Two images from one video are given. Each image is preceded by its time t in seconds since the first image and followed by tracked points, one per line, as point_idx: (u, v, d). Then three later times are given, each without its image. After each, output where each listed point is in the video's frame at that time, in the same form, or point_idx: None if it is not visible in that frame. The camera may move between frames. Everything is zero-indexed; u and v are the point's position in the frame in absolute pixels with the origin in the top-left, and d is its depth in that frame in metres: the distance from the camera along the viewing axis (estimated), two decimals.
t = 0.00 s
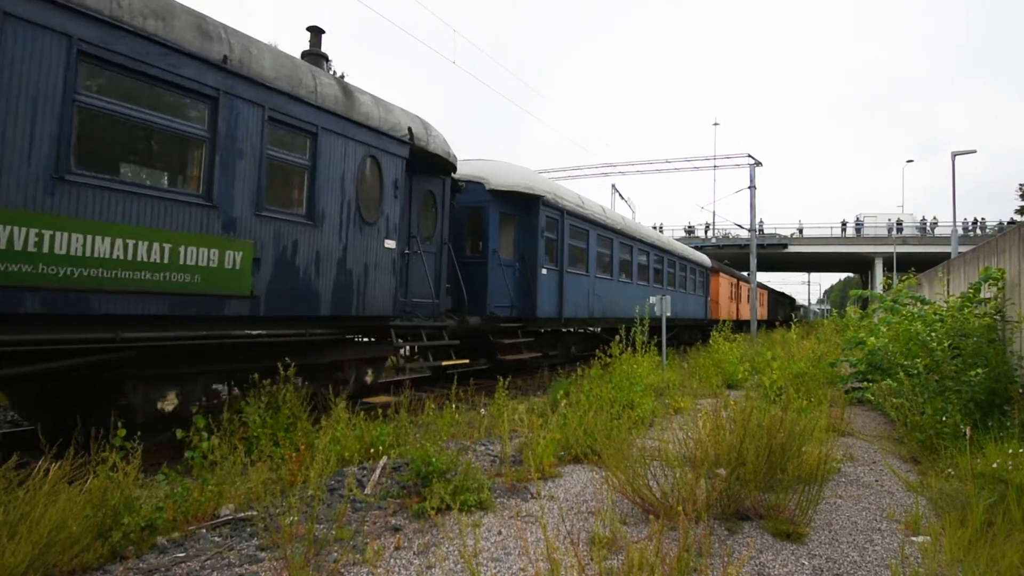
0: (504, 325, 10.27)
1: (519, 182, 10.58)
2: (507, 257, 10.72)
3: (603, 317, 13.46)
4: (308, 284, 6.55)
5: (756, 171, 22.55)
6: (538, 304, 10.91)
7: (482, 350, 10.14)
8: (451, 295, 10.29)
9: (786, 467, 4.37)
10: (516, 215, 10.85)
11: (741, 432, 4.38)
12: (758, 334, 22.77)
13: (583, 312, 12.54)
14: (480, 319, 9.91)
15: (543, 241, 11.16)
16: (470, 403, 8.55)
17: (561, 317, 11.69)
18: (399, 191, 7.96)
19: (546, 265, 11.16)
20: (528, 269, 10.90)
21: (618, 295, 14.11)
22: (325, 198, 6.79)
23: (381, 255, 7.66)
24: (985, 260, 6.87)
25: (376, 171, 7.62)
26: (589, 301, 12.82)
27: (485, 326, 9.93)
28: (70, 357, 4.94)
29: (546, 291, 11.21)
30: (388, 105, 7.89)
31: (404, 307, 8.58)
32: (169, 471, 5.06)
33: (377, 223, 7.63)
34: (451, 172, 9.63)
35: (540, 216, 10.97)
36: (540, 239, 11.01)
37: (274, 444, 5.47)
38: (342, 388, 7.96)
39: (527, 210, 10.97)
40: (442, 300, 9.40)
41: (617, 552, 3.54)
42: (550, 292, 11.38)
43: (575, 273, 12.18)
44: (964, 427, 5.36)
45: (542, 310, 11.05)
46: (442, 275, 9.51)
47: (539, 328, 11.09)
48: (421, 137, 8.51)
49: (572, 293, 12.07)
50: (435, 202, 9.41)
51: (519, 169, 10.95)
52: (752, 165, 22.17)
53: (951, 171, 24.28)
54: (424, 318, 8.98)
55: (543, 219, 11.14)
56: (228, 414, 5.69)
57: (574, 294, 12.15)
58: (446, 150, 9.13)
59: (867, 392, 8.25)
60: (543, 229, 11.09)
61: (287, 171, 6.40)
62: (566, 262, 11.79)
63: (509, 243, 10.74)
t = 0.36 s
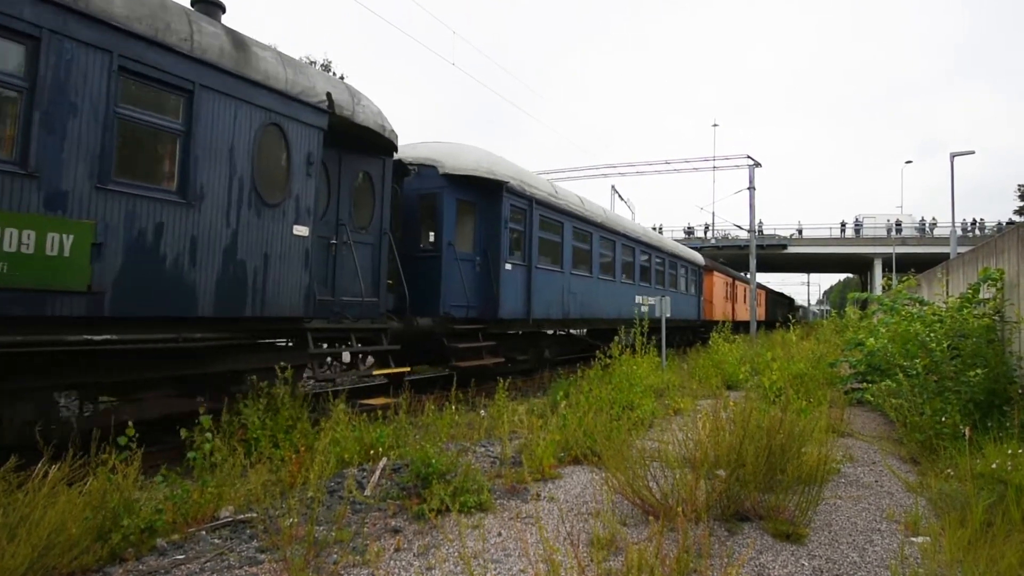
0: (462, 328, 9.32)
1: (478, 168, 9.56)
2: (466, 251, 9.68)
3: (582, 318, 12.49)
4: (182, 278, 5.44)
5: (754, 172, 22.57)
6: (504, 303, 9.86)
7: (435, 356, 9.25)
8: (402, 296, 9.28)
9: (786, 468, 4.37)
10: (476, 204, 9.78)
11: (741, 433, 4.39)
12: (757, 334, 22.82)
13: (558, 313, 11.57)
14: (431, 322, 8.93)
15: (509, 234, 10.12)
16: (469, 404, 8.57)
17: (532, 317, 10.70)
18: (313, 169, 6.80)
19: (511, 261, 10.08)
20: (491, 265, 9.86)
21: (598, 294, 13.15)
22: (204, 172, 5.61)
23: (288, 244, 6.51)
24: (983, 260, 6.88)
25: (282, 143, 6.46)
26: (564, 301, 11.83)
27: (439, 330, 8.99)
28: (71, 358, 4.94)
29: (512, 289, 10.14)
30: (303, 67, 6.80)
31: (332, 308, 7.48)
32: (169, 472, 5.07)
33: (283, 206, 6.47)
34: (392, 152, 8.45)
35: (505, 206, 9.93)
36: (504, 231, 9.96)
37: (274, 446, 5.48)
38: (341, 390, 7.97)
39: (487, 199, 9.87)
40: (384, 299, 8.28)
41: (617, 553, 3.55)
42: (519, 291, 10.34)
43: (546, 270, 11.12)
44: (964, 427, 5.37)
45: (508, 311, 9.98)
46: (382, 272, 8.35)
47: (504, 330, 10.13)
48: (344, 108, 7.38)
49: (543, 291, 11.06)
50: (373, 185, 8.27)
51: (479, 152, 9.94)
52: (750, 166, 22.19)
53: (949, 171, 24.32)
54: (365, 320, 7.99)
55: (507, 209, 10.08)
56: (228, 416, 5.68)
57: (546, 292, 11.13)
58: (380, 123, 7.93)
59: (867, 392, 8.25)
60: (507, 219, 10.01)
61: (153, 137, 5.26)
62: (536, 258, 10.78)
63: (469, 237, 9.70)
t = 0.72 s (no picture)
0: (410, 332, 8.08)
1: (427, 146, 8.21)
2: (415, 241, 8.33)
3: (556, 318, 11.28)
4: None
5: (755, 172, 22.57)
6: (459, 302, 8.58)
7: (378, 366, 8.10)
8: (339, 293, 7.97)
9: (787, 469, 4.36)
10: (426, 187, 8.42)
11: (741, 433, 4.38)
12: (757, 334, 22.84)
13: (527, 312, 10.35)
14: (369, 324, 7.65)
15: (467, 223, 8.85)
16: (469, 404, 8.58)
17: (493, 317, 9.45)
18: (188, 136, 5.24)
19: (468, 253, 8.79)
20: (444, 258, 8.50)
21: (575, 291, 11.95)
22: (17, 131, 4.05)
23: (150, 229, 4.91)
24: (985, 261, 6.87)
25: (138, 100, 4.88)
26: (534, 301, 10.59)
27: (382, 335, 7.73)
28: (73, 359, 4.95)
29: (471, 286, 8.88)
30: (176, 8, 5.19)
31: (229, 308, 5.93)
32: (170, 473, 5.08)
33: (145, 178, 4.88)
34: (317, 124, 6.84)
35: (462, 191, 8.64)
36: (461, 219, 8.58)
37: (275, 447, 5.49)
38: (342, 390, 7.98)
39: (441, 182, 8.52)
40: (304, 298, 6.73)
41: (617, 554, 3.55)
42: (478, 287, 9.09)
43: (511, 264, 9.84)
44: (964, 428, 5.38)
45: (465, 310, 8.72)
46: (303, 267, 6.73)
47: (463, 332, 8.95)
48: (234, 61, 5.62)
49: (508, 288, 9.83)
50: (287, 160, 6.60)
51: (430, 128, 8.58)
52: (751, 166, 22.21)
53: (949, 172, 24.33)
54: (279, 322, 6.43)
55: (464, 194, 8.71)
56: (228, 417, 5.69)
57: (510, 290, 9.88)
58: (291, 83, 6.21)
59: (867, 393, 8.24)
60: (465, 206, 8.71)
61: None
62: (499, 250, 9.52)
63: (417, 225, 8.35)
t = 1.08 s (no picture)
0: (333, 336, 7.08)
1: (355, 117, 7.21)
2: (344, 228, 7.36)
3: (522, 316, 10.30)
4: None
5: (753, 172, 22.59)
6: (394, 299, 7.49)
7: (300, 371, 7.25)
8: (252, 287, 7.09)
9: (786, 468, 4.37)
10: (357, 165, 7.41)
11: (740, 433, 4.38)
12: (756, 334, 22.86)
13: (485, 310, 9.30)
14: (281, 326, 6.66)
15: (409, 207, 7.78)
16: (469, 404, 8.58)
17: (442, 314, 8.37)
18: None
19: (407, 242, 7.73)
20: (378, 247, 7.47)
21: (545, 287, 10.96)
22: None
23: None
24: (983, 262, 6.87)
25: None
26: (496, 298, 9.58)
27: (297, 339, 6.73)
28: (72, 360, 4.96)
29: (412, 280, 7.80)
30: None
31: (73, 304, 4.96)
32: (170, 473, 5.08)
33: None
34: (199, 85, 5.90)
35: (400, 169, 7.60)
36: (398, 203, 7.53)
37: (275, 447, 5.49)
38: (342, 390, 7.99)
39: (376, 159, 7.53)
40: (183, 293, 5.78)
41: (616, 553, 3.56)
42: (423, 281, 8.07)
43: (465, 255, 8.78)
44: (962, 428, 5.39)
45: (402, 307, 7.64)
46: (180, 257, 5.78)
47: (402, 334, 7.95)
48: None
49: (462, 283, 8.78)
50: (163, 127, 5.66)
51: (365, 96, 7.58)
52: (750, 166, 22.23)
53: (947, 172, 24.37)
54: (148, 323, 5.54)
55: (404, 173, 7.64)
56: (228, 417, 5.68)
57: (463, 285, 8.82)
58: (150, 26, 5.21)
59: (866, 393, 8.24)
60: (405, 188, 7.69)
61: None
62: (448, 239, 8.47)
63: (345, 209, 7.33)
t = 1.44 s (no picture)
0: (223, 337, 5.88)
1: (262, 75, 6.03)
2: (242, 207, 6.16)
3: (479, 315, 9.23)
4: None
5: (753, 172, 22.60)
6: (304, 293, 6.31)
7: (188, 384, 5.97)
8: (126, 279, 5.92)
9: (784, 468, 4.36)
10: (260, 133, 6.24)
11: (739, 432, 4.39)
12: (755, 334, 22.87)
13: (431, 307, 8.19)
14: (153, 325, 5.38)
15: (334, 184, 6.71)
16: (468, 403, 8.58)
17: (372, 311, 7.25)
18: None
19: (324, 226, 6.54)
20: (284, 232, 6.30)
21: (506, 283, 9.91)
22: None
23: None
24: (983, 262, 6.88)
25: None
26: (445, 293, 8.46)
27: (176, 342, 5.54)
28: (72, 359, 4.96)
29: (330, 271, 6.66)
30: None
31: None
32: (169, 472, 5.08)
33: None
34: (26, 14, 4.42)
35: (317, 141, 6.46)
36: (312, 180, 6.40)
37: (274, 446, 5.50)
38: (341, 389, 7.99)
39: (286, 127, 6.37)
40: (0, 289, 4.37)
41: (615, 552, 3.56)
42: (348, 272, 6.93)
43: (403, 244, 7.64)
44: (961, 427, 5.40)
45: (317, 303, 6.49)
46: None
47: (319, 334, 6.87)
48: None
49: (400, 276, 7.66)
50: None
51: (279, 52, 6.38)
52: (750, 166, 22.25)
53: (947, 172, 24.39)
54: None
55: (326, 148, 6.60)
56: (228, 415, 5.67)
57: (402, 278, 7.69)
58: None
59: (865, 393, 8.23)
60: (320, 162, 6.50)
61: None
62: (380, 224, 7.30)
63: (244, 186, 6.18)
